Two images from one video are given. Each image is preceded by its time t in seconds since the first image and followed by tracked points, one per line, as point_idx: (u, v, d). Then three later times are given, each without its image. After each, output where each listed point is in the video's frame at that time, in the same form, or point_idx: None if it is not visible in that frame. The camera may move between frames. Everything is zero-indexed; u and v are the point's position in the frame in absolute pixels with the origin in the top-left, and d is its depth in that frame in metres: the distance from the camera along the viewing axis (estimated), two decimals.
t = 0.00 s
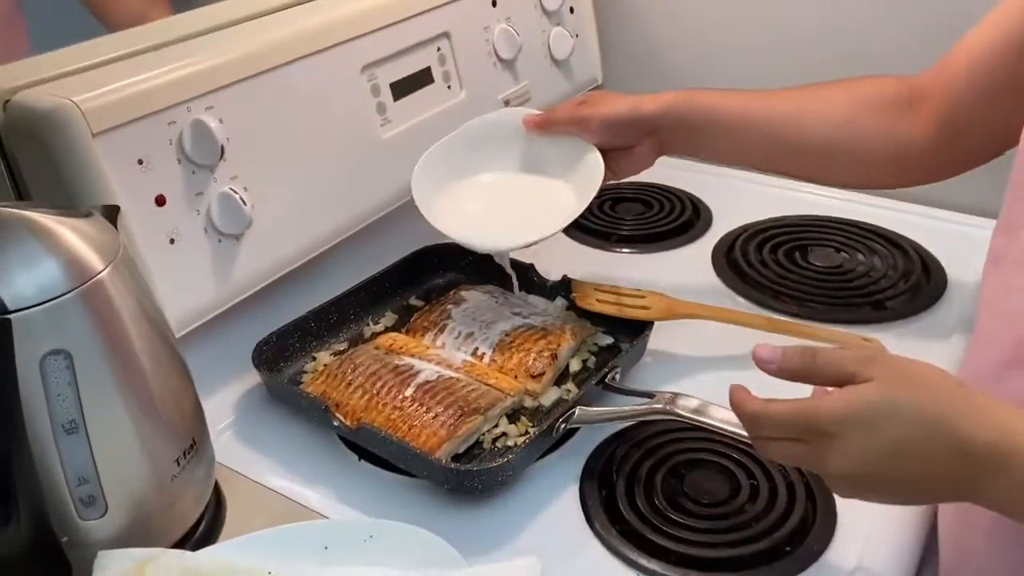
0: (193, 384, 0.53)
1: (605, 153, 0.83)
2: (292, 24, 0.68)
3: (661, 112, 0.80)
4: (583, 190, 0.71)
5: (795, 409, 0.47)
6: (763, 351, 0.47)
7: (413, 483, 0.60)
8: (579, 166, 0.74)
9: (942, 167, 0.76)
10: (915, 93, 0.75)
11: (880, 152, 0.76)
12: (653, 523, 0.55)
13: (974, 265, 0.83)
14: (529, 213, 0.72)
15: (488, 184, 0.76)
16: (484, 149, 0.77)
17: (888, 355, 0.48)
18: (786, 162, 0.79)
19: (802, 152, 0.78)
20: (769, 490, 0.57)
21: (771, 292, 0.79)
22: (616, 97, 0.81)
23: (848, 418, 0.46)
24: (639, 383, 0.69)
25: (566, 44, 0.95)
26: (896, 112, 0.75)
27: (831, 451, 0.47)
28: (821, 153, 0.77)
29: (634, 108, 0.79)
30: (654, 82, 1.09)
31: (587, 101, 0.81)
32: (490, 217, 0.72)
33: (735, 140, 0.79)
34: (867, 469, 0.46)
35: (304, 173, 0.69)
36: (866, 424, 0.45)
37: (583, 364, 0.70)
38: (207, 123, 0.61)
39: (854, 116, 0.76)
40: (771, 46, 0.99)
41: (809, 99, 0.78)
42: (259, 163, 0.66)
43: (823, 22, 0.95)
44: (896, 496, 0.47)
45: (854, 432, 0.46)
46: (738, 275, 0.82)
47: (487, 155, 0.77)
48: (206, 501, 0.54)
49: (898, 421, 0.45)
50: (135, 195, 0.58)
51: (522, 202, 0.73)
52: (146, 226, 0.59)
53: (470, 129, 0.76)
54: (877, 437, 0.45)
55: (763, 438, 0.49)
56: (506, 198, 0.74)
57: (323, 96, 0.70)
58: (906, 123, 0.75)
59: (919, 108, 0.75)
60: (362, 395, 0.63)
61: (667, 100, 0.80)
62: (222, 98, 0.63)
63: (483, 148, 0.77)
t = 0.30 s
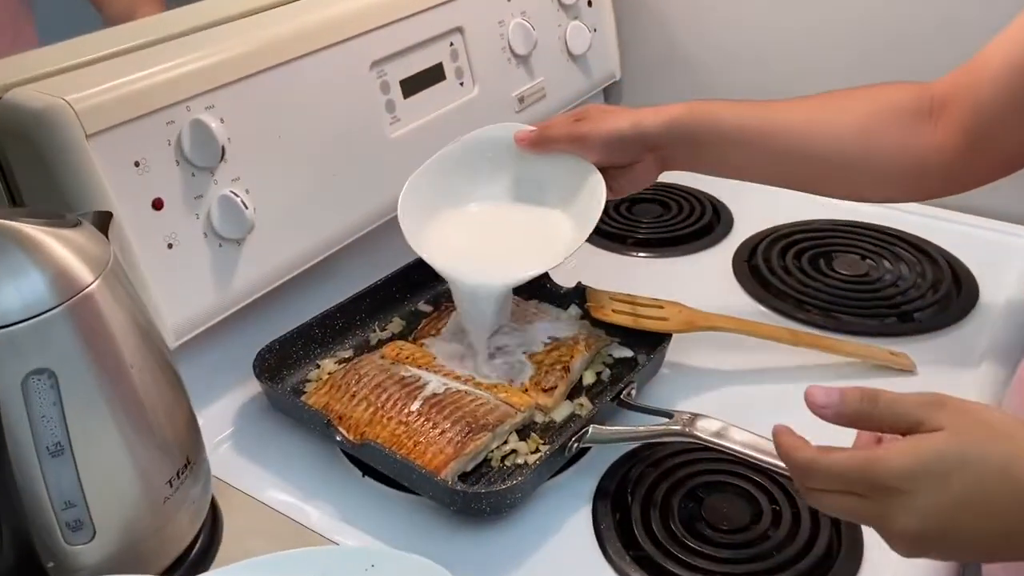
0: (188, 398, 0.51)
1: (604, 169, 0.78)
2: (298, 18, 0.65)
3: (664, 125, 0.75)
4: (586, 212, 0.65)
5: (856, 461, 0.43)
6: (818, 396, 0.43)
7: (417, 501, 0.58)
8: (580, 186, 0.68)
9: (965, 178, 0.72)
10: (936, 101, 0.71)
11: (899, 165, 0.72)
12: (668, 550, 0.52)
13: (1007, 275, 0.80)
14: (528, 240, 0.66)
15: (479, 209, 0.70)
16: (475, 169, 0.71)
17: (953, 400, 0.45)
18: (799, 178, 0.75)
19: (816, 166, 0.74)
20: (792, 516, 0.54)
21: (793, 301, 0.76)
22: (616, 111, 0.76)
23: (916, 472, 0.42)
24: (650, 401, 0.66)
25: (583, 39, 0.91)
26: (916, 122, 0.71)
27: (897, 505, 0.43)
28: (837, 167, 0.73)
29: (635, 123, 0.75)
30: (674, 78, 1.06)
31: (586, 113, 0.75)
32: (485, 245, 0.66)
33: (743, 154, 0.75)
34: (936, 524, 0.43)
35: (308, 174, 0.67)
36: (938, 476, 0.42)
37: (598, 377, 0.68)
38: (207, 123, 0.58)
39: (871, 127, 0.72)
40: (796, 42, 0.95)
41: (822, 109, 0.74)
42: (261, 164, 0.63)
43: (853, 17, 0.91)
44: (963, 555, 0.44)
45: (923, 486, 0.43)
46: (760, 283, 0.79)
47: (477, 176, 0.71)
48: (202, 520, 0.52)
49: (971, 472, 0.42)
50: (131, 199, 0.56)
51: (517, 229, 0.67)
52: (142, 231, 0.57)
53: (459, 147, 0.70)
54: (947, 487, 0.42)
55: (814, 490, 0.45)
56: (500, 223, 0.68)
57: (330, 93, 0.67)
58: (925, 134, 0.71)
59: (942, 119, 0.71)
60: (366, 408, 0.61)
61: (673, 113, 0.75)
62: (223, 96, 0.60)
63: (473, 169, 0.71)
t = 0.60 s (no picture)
0: (188, 395, 0.50)
1: (589, 179, 0.74)
2: (305, 8, 0.64)
3: (652, 133, 0.71)
4: (574, 224, 0.61)
5: (896, 505, 0.41)
6: (854, 433, 0.41)
7: (420, 501, 0.57)
8: (565, 196, 0.65)
9: (969, 184, 0.68)
10: (936, 103, 0.67)
11: (900, 172, 0.68)
12: (675, 555, 0.51)
13: None
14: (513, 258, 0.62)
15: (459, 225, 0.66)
16: (453, 181, 0.66)
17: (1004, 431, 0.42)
18: (795, 186, 0.70)
19: (812, 173, 0.69)
20: (803, 523, 0.53)
21: (807, 301, 0.74)
22: (599, 120, 0.71)
23: (963, 516, 0.40)
24: (659, 404, 0.65)
25: (597, 31, 0.90)
26: (917, 126, 0.68)
27: (944, 550, 0.41)
28: (834, 175, 0.69)
29: (619, 132, 0.70)
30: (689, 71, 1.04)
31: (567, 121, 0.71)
32: (467, 267, 0.62)
33: (734, 161, 0.71)
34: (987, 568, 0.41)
35: (314, 167, 0.66)
36: (989, 521, 0.40)
37: (606, 376, 0.67)
38: (211, 114, 0.57)
39: (870, 132, 0.68)
40: (814, 36, 0.93)
41: (817, 112, 0.70)
42: (266, 156, 0.62)
43: (875, 11, 0.89)
44: None
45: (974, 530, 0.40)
46: (774, 282, 0.78)
47: (456, 189, 0.67)
48: (201, 518, 0.51)
49: None
50: (133, 191, 0.55)
51: (499, 247, 0.64)
52: (144, 223, 0.56)
53: (437, 158, 0.65)
54: (999, 532, 0.40)
55: (855, 531, 0.43)
56: (482, 242, 0.64)
57: (337, 85, 0.66)
58: (926, 138, 0.67)
59: (942, 122, 0.67)
60: (369, 404, 0.60)
61: (661, 120, 0.71)
62: (227, 87, 0.59)
63: (451, 181, 0.66)
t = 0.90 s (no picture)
0: (190, 386, 0.50)
1: (565, 172, 0.74)
2: None
3: (629, 126, 0.70)
4: (542, 216, 0.61)
5: (929, 536, 0.40)
6: (885, 460, 0.39)
7: (423, 497, 0.56)
8: (538, 190, 0.64)
9: (962, 180, 0.65)
10: (927, 99, 0.64)
11: (887, 168, 0.65)
12: (682, 557, 0.50)
13: None
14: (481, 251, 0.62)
15: (431, 219, 0.66)
16: (427, 175, 0.67)
17: None
18: (779, 184, 0.68)
19: (796, 171, 0.67)
20: (811, 525, 0.52)
21: (820, 299, 0.73)
22: (575, 112, 0.70)
23: (996, 547, 0.39)
24: (668, 402, 0.64)
25: (610, 23, 0.89)
26: (906, 121, 0.65)
27: None
28: (818, 172, 0.67)
29: (597, 125, 0.70)
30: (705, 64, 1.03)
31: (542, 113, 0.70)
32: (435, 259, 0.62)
33: (715, 157, 0.69)
34: None
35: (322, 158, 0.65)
36: None
37: (613, 373, 0.66)
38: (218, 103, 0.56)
39: (857, 127, 0.66)
40: (832, 29, 0.92)
41: (804, 107, 0.67)
42: (273, 147, 0.62)
43: (895, 4, 0.87)
44: None
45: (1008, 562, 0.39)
46: (786, 279, 0.77)
47: (429, 182, 0.67)
48: (203, 510, 0.51)
49: None
50: (138, 180, 0.55)
51: (469, 240, 0.63)
52: (148, 213, 0.56)
53: (411, 149, 0.65)
54: None
55: (881, 560, 0.42)
56: (453, 235, 0.64)
57: (345, 75, 0.65)
58: (915, 133, 0.65)
59: (935, 119, 0.64)
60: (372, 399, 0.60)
61: (640, 113, 0.70)
62: (235, 76, 0.59)
63: (426, 173, 0.67)
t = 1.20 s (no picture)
0: (201, 381, 0.50)
1: (580, 150, 0.76)
2: None
3: (641, 106, 0.71)
4: (546, 200, 0.66)
5: (940, 547, 0.40)
6: (896, 470, 0.39)
7: (433, 494, 0.56)
8: (547, 171, 0.69)
9: (979, 170, 0.64)
10: (946, 86, 0.63)
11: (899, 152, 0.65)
12: (692, 558, 0.50)
13: None
14: (485, 224, 0.68)
15: (443, 187, 0.71)
16: (442, 144, 0.71)
17: None
18: (790, 166, 0.69)
19: (807, 154, 0.67)
20: (823, 528, 0.51)
21: (835, 300, 0.72)
22: (589, 90, 0.72)
23: (1008, 560, 0.38)
24: (680, 401, 0.63)
25: (626, 20, 0.88)
26: (923, 106, 0.64)
27: None
28: (829, 155, 0.67)
29: (610, 103, 0.71)
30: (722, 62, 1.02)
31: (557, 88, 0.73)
32: (443, 228, 0.67)
33: (728, 137, 0.69)
34: None
35: (336, 154, 0.65)
36: None
37: (625, 372, 0.66)
38: (231, 99, 0.56)
39: (871, 110, 0.65)
40: (851, 28, 0.91)
41: (821, 90, 0.67)
42: (286, 141, 0.62)
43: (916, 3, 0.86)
44: None
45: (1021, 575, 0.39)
46: (801, 279, 0.76)
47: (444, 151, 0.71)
48: (213, 503, 0.51)
49: None
50: (152, 174, 0.55)
51: (480, 212, 0.69)
52: (162, 207, 0.56)
53: (436, 120, 0.70)
54: None
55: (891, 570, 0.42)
56: (462, 207, 0.69)
57: (360, 71, 0.65)
58: (932, 117, 0.63)
59: (953, 106, 0.63)
60: (384, 395, 0.60)
61: (654, 94, 0.71)
62: (249, 71, 0.58)
63: (447, 143, 0.71)
